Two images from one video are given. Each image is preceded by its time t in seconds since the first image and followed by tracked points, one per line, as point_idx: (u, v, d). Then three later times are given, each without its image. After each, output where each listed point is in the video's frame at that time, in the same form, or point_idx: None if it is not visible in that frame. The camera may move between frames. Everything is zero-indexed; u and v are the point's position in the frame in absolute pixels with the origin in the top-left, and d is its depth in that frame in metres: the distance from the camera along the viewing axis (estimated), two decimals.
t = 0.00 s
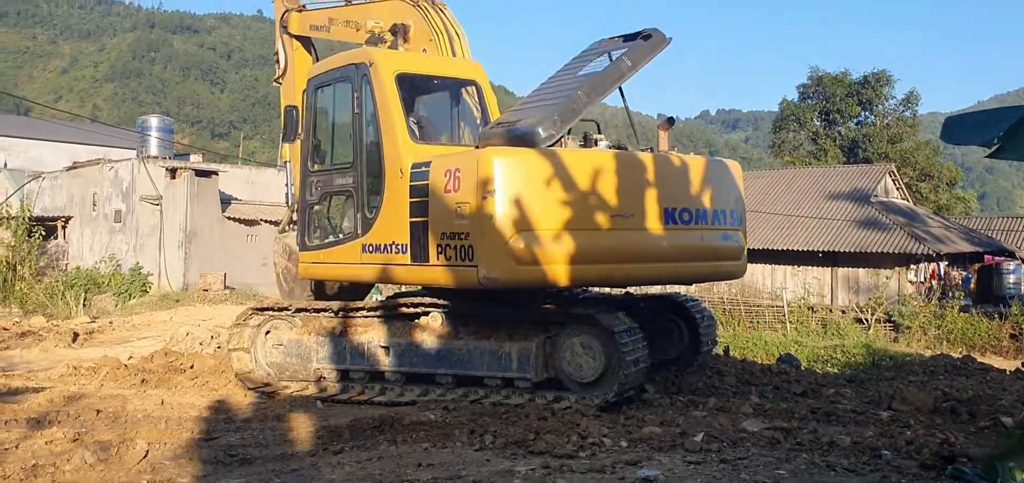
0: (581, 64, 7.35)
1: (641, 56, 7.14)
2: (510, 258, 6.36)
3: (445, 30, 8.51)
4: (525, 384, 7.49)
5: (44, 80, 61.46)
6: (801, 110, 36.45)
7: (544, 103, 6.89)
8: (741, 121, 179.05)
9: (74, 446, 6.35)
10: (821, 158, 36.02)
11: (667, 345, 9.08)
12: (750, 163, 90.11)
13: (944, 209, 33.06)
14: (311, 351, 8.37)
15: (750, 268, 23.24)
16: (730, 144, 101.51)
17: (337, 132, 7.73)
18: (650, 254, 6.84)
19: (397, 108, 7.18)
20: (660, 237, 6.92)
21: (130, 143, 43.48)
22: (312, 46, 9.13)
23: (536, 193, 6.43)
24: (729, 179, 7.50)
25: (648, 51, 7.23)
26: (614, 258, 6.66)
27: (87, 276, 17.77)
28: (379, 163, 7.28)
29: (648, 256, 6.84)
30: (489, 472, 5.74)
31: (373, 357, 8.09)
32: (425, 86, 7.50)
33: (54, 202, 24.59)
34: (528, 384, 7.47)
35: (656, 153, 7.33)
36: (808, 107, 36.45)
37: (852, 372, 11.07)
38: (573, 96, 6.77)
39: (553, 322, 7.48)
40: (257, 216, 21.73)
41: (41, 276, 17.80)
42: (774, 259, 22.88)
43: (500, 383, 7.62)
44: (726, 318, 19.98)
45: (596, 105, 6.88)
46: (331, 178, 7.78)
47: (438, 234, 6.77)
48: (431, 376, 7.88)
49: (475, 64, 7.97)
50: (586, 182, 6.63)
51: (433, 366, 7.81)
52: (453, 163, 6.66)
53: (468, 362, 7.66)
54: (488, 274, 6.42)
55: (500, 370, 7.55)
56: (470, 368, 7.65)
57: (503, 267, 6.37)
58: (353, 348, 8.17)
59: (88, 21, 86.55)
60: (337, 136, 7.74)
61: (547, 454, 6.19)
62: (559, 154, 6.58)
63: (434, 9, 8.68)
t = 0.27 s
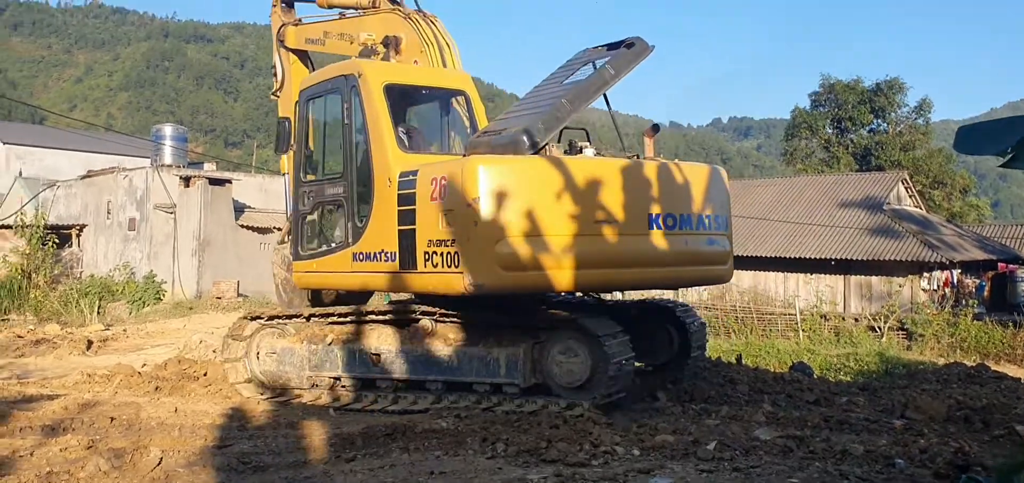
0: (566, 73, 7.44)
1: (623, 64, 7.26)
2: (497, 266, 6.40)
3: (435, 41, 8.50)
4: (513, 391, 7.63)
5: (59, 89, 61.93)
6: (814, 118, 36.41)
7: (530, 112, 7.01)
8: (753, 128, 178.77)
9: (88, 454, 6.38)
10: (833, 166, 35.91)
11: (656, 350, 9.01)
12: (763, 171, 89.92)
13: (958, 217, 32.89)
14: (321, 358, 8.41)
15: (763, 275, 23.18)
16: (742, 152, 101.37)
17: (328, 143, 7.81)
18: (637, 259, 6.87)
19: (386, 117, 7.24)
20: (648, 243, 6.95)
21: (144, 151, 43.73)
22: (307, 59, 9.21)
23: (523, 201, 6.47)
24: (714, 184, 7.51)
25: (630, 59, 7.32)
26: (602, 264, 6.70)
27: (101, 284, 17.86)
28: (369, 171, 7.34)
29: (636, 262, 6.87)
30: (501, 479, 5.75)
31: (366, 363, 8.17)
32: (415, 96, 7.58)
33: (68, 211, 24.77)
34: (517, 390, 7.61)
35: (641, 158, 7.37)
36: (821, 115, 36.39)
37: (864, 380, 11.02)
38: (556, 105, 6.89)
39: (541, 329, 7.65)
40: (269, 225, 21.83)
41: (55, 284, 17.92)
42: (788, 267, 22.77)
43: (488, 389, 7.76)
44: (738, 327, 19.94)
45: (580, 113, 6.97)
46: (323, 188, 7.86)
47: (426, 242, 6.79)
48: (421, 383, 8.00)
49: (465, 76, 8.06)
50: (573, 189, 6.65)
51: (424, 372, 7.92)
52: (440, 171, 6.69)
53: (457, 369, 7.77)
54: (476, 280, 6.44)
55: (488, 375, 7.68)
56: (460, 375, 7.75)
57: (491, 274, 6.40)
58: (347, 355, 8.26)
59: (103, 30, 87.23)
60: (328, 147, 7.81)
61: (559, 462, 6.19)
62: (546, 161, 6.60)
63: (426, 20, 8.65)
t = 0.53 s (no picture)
0: (533, 80, 7.55)
1: (588, 69, 7.33)
2: (454, 270, 6.47)
3: (410, 45, 8.42)
4: (483, 392, 7.71)
5: (62, 92, 62.00)
6: (816, 121, 36.44)
7: (494, 118, 7.15)
8: (755, 131, 178.77)
9: (90, 456, 6.38)
10: (835, 168, 35.85)
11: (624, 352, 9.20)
12: (765, 173, 89.90)
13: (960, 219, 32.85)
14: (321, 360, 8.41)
15: (765, 277, 23.15)
16: (744, 154, 101.34)
17: (301, 147, 7.91)
18: (596, 263, 6.94)
19: (353, 122, 7.29)
20: (608, 246, 7.02)
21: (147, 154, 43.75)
22: (297, 63, 9.31)
23: (480, 206, 6.55)
24: (678, 189, 7.56)
25: (594, 64, 7.39)
26: (559, 268, 6.78)
27: (103, 287, 17.87)
28: (338, 176, 7.40)
29: (595, 265, 6.94)
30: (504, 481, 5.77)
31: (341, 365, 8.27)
32: (386, 102, 7.66)
33: (71, 213, 24.78)
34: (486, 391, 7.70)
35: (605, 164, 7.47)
36: (823, 117, 36.41)
37: (866, 383, 11.01)
38: (517, 111, 7.01)
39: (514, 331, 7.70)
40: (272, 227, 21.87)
41: (57, 286, 17.93)
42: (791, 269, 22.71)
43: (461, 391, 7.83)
44: (740, 329, 19.93)
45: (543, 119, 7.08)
46: (297, 193, 7.94)
47: (390, 247, 6.83)
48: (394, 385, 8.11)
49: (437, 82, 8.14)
50: (530, 194, 6.74)
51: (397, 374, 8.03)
52: (401, 178, 6.77)
53: (431, 371, 7.88)
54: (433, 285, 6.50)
55: (461, 377, 7.78)
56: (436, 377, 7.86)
57: (447, 278, 6.46)
58: (322, 356, 8.37)
59: (106, 33, 87.34)
60: (301, 151, 7.91)
61: (561, 464, 6.20)
62: (504, 166, 6.70)
63: (405, 24, 8.57)
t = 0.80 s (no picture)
0: (503, 85, 7.86)
1: (555, 72, 7.70)
2: (423, 270, 6.51)
3: (389, 53, 8.66)
4: (459, 392, 7.81)
5: (64, 95, 62.13)
6: (816, 122, 36.48)
7: (465, 121, 7.41)
8: (756, 132, 178.79)
9: (94, 457, 6.43)
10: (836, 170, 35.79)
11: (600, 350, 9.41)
12: (766, 175, 89.93)
13: (960, 220, 32.84)
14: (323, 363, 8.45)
15: (765, 279, 23.18)
16: (745, 156, 101.31)
17: (282, 154, 8.04)
18: (564, 262, 7.02)
19: (327, 127, 7.41)
20: (575, 246, 7.10)
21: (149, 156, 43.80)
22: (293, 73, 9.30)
23: (446, 207, 6.61)
24: (646, 190, 7.65)
25: (561, 68, 7.79)
26: (527, 267, 6.85)
27: (106, 289, 17.92)
28: (314, 180, 7.51)
29: (563, 265, 7.02)
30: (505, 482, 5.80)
31: (319, 366, 8.36)
32: (361, 108, 7.80)
33: (74, 215, 24.84)
34: (463, 391, 7.79)
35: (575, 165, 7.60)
36: (823, 119, 36.46)
37: (866, 384, 11.05)
38: (488, 114, 7.28)
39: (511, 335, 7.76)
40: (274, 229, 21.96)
41: (60, 288, 17.99)
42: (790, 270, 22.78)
43: (437, 391, 7.93)
44: (742, 330, 19.98)
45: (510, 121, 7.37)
46: (279, 198, 8.06)
47: (360, 249, 6.93)
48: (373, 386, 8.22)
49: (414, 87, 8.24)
50: (497, 195, 6.82)
51: (374, 376, 8.10)
52: (369, 181, 6.85)
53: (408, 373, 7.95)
54: (402, 286, 6.54)
55: (437, 378, 7.85)
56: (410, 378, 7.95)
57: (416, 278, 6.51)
58: (300, 358, 8.46)
59: (108, 37, 87.47)
60: (282, 157, 8.04)
61: (563, 465, 6.23)
62: (470, 168, 6.79)
63: (386, 32, 8.78)
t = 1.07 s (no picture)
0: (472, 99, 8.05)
1: (521, 87, 7.90)
2: (381, 281, 6.66)
3: (374, 62, 8.64)
4: (431, 399, 8.00)
5: (67, 103, 62.25)
6: (817, 127, 36.47)
7: (431, 133, 7.55)
8: (757, 138, 178.74)
9: (96, 466, 6.43)
10: (838, 175, 35.80)
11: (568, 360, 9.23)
12: (768, 180, 89.93)
13: (963, 225, 32.78)
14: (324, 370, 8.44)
15: (767, 284, 23.15)
16: (747, 161, 101.28)
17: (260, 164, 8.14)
18: (525, 273, 7.10)
19: (300, 141, 7.50)
20: (537, 258, 7.17)
21: (151, 164, 43.84)
22: (292, 81, 9.39)
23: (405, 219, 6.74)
24: (612, 202, 7.71)
25: (528, 81, 7.96)
26: (487, 278, 6.93)
27: (108, 296, 17.93)
28: (288, 193, 7.61)
29: (524, 276, 7.10)
30: None
31: (296, 374, 8.56)
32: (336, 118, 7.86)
33: (76, 224, 24.86)
34: (434, 398, 7.98)
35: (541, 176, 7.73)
36: (824, 124, 36.45)
37: (868, 389, 11.04)
38: (452, 126, 7.42)
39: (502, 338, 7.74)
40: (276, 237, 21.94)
41: (62, 296, 18.02)
42: (793, 275, 22.78)
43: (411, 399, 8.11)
44: (743, 336, 19.99)
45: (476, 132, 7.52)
46: (257, 206, 8.19)
47: (325, 259, 7.06)
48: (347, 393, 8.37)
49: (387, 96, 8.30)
50: (457, 207, 6.93)
51: (348, 383, 8.27)
52: (333, 192, 6.99)
53: (381, 380, 8.12)
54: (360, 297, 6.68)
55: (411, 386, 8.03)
56: (382, 386, 8.12)
57: (374, 290, 6.64)
58: (277, 365, 8.66)
59: (110, 45, 87.73)
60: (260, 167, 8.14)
61: (565, 472, 6.22)
62: (430, 181, 6.90)
63: (372, 43, 8.76)
